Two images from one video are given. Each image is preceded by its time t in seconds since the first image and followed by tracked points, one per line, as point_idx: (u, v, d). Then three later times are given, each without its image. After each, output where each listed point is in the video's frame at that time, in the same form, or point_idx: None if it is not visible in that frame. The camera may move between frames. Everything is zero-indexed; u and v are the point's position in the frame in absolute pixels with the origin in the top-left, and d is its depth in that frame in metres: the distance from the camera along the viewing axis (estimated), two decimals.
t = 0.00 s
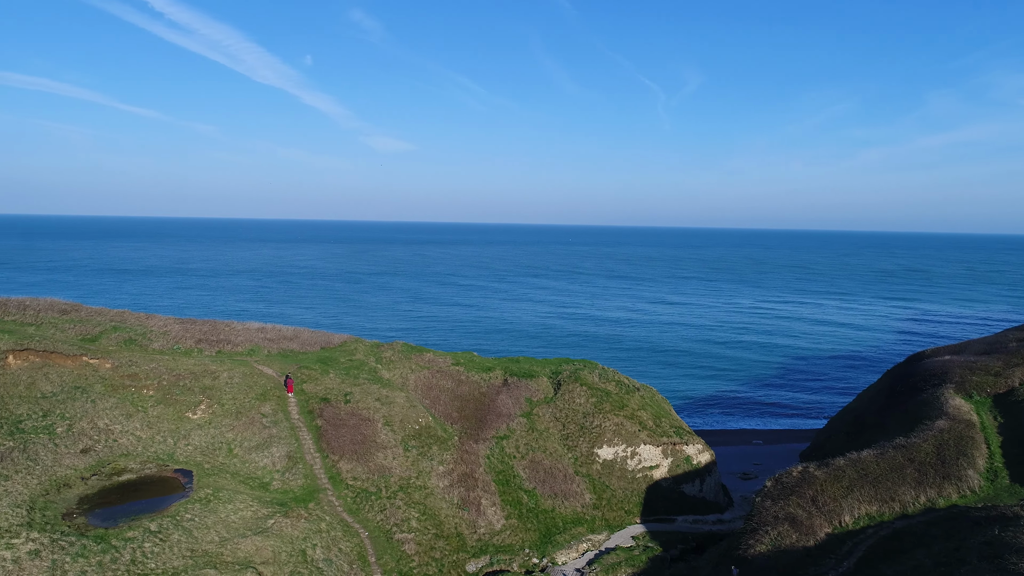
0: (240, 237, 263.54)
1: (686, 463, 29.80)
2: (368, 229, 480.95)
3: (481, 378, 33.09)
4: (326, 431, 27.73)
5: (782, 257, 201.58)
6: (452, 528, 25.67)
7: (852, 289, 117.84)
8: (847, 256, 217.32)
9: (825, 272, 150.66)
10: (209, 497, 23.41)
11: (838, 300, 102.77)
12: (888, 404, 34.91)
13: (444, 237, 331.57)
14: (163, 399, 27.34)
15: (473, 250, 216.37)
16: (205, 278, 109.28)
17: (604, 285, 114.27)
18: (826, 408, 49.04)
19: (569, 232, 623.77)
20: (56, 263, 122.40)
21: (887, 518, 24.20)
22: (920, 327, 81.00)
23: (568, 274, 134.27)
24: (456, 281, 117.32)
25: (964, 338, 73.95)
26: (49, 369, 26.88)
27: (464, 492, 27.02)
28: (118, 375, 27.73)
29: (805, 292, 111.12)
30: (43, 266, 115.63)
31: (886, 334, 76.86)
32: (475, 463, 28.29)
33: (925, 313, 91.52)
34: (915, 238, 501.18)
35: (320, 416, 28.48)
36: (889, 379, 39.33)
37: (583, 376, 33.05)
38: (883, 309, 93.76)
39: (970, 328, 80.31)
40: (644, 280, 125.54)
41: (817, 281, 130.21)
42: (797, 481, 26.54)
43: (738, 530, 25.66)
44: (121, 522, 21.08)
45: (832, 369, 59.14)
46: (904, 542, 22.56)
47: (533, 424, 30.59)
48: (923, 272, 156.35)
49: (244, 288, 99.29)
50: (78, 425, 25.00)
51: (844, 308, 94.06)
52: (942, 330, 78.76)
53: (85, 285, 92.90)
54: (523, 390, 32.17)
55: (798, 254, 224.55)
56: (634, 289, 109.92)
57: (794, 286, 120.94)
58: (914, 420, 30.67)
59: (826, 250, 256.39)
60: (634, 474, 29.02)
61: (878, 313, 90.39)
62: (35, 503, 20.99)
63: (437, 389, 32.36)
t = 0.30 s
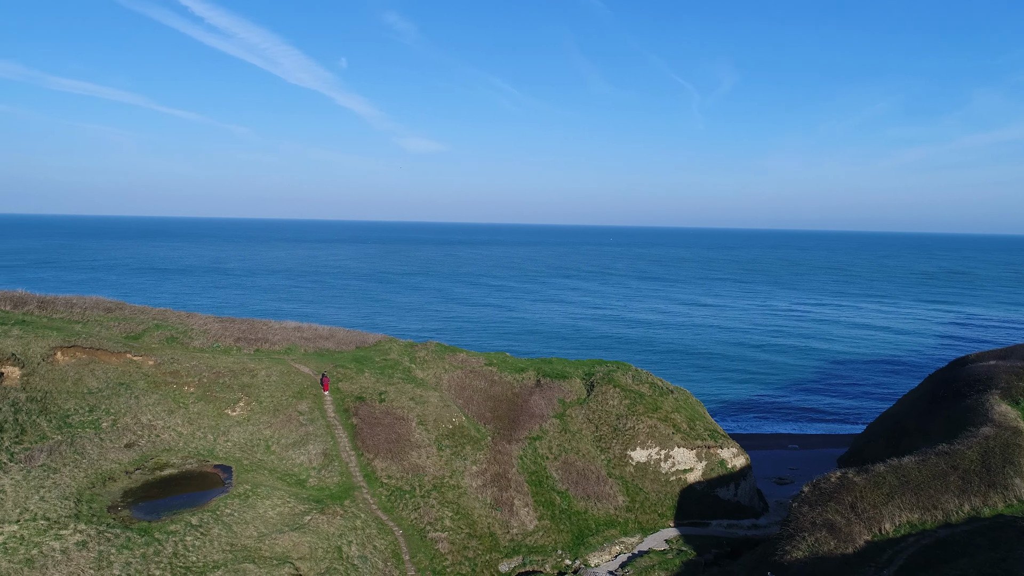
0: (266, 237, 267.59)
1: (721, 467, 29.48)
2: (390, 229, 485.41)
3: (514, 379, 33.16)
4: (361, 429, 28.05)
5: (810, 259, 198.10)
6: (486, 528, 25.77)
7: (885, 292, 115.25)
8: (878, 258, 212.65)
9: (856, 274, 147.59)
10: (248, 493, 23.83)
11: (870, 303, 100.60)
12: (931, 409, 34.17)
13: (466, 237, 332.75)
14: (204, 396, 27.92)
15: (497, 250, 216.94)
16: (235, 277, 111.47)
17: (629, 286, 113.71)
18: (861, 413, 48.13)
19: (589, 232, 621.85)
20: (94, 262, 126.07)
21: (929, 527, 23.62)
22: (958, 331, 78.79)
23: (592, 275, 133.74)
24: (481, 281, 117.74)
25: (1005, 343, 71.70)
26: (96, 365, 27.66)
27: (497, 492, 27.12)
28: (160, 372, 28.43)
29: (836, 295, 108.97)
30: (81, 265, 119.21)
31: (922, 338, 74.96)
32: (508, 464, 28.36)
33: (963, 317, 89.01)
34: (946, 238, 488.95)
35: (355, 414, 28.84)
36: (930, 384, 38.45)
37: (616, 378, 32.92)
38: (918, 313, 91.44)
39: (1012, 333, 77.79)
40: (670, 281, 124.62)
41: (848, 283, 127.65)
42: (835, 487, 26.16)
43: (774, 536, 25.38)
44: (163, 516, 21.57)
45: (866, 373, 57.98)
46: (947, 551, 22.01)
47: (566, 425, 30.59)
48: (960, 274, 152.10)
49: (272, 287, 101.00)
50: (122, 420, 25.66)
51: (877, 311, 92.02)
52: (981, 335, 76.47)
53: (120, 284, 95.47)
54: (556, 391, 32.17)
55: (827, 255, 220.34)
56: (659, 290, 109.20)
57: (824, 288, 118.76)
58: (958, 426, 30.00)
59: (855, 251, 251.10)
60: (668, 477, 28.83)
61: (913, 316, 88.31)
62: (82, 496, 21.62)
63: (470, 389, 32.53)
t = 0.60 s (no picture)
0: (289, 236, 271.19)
1: (755, 471, 29.10)
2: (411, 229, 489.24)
3: (546, 380, 33.14)
4: (393, 428, 28.27)
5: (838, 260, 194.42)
6: (517, 528, 25.78)
7: (919, 295, 112.48)
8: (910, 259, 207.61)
9: (888, 277, 144.31)
10: (283, 489, 24.16)
11: (903, 306, 98.27)
12: (973, 416, 33.33)
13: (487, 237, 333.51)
14: (241, 393, 28.46)
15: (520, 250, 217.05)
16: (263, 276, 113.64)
17: (654, 287, 113.01)
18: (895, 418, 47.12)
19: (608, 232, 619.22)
20: (127, 260, 129.72)
21: (972, 536, 22.89)
22: (998, 336, 76.42)
23: (615, 275, 133.17)
24: (505, 281, 118.00)
25: None
26: (137, 362, 28.38)
27: (529, 493, 27.13)
28: (199, 369, 29.09)
29: (867, 297, 106.66)
30: (117, 263, 122.82)
31: (959, 342, 72.93)
32: (540, 465, 28.36)
33: (1003, 321, 86.31)
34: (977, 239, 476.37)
35: (388, 413, 29.09)
36: (973, 389, 37.44)
37: (648, 380, 32.70)
38: (955, 317, 88.96)
39: None
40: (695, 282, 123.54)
41: (880, 286, 124.88)
42: (874, 494, 25.76)
43: (811, 542, 25.05)
44: (202, 511, 21.96)
45: (900, 378, 56.75)
46: (992, 561, 21.33)
47: (597, 427, 30.51)
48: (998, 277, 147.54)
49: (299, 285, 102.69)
50: (162, 416, 26.23)
51: (911, 314, 89.78)
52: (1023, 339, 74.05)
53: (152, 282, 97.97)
54: (588, 392, 32.09)
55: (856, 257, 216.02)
56: (684, 291, 108.33)
57: (854, 290, 116.39)
58: (1004, 433, 29.22)
59: (885, 252, 245.71)
60: (701, 481, 28.59)
61: (948, 320, 86.09)
62: (124, 490, 22.11)
63: (502, 389, 32.58)
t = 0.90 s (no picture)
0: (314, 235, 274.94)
1: (794, 476, 28.61)
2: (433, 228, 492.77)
3: (580, 381, 33.08)
4: (429, 427, 28.47)
5: (871, 262, 190.29)
6: (552, 530, 25.63)
7: (956, 297, 109.39)
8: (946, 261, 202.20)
9: (923, 279, 140.71)
10: (321, 487, 24.45)
11: (940, 309, 95.75)
12: None
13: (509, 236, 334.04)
14: (280, 391, 29.00)
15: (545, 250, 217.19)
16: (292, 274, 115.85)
17: (680, 288, 112.18)
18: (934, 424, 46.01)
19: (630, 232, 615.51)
20: (163, 259, 133.68)
21: None
22: None
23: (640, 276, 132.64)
24: (530, 282, 118.28)
25: None
26: (180, 359, 29.07)
27: (563, 494, 27.03)
28: (239, 367, 29.74)
29: (902, 300, 104.17)
30: (153, 262, 126.54)
31: (1001, 346, 70.72)
32: (575, 466, 28.28)
33: None
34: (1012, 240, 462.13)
35: (424, 412, 29.31)
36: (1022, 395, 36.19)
37: (685, 382, 32.39)
38: (996, 320, 86.27)
39: None
40: (722, 283, 122.26)
41: (915, 288, 121.81)
42: (919, 503, 25.22)
43: (853, 550, 24.65)
44: (242, 506, 22.31)
45: (939, 383, 55.32)
46: None
47: (633, 429, 30.34)
48: None
49: (327, 284, 104.42)
50: (204, 412, 26.77)
51: (949, 317, 87.37)
52: None
53: (186, 279, 100.65)
54: (623, 394, 31.93)
55: (889, 258, 211.24)
56: (712, 292, 107.29)
57: (888, 292, 113.78)
58: None
59: (920, 254, 239.50)
60: (738, 485, 28.25)
61: (989, 324, 83.56)
62: (167, 484, 22.56)
63: (537, 390, 32.58)
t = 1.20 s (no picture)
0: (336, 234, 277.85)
1: (830, 481, 28.09)
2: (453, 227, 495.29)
3: (612, 382, 32.89)
4: (460, 427, 28.55)
5: (904, 263, 185.67)
6: (583, 531, 25.43)
7: (993, 300, 106.32)
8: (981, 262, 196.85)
9: (957, 280, 137.04)
10: (353, 485, 24.63)
11: (976, 311, 93.14)
12: None
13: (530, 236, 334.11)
14: (313, 389, 29.34)
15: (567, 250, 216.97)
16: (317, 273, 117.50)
17: (705, 289, 111.16)
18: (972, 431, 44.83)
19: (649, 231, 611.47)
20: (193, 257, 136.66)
21: None
22: None
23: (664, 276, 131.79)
24: (552, 281, 118.27)
25: None
26: (216, 357, 29.52)
27: (594, 496, 26.85)
28: (274, 365, 30.16)
29: (936, 302, 101.60)
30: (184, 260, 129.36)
31: None
32: (606, 468, 28.10)
33: None
34: None
35: (455, 412, 29.40)
36: None
37: (718, 384, 32.00)
38: None
39: None
40: (747, 284, 120.77)
41: (949, 289, 118.76)
42: (962, 511, 24.55)
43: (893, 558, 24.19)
44: (276, 503, 22.55)
45: (978, 388, 53.78)
46: None
47: (665, 431, 30.07)
48: None
49: (352, 282, 105.71)
50: (239, 410, 27.14)
51: (987, 321, 84.93)
52: None
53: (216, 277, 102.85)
54: (656, 396, 31.68)
55: (920, 259, 206.54)
56: (737, 293, 106.11)
57: (921, 294, 111.09)
58: None
59: (955, 254, 232.88)
60: (772, 490, 27.86)
61: None
62: (203, 480, 22.91)
63: (569, 390, 32.48)
